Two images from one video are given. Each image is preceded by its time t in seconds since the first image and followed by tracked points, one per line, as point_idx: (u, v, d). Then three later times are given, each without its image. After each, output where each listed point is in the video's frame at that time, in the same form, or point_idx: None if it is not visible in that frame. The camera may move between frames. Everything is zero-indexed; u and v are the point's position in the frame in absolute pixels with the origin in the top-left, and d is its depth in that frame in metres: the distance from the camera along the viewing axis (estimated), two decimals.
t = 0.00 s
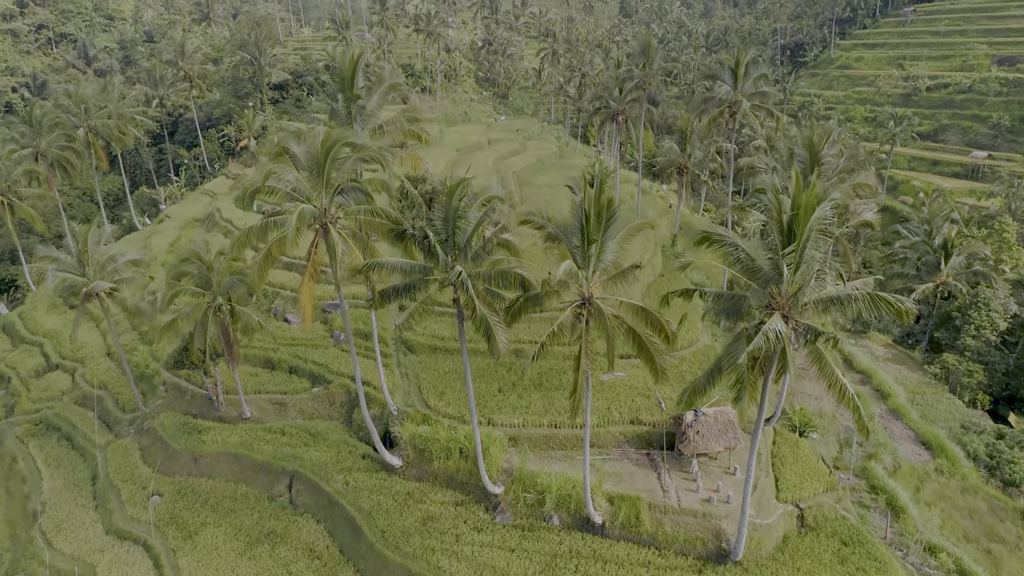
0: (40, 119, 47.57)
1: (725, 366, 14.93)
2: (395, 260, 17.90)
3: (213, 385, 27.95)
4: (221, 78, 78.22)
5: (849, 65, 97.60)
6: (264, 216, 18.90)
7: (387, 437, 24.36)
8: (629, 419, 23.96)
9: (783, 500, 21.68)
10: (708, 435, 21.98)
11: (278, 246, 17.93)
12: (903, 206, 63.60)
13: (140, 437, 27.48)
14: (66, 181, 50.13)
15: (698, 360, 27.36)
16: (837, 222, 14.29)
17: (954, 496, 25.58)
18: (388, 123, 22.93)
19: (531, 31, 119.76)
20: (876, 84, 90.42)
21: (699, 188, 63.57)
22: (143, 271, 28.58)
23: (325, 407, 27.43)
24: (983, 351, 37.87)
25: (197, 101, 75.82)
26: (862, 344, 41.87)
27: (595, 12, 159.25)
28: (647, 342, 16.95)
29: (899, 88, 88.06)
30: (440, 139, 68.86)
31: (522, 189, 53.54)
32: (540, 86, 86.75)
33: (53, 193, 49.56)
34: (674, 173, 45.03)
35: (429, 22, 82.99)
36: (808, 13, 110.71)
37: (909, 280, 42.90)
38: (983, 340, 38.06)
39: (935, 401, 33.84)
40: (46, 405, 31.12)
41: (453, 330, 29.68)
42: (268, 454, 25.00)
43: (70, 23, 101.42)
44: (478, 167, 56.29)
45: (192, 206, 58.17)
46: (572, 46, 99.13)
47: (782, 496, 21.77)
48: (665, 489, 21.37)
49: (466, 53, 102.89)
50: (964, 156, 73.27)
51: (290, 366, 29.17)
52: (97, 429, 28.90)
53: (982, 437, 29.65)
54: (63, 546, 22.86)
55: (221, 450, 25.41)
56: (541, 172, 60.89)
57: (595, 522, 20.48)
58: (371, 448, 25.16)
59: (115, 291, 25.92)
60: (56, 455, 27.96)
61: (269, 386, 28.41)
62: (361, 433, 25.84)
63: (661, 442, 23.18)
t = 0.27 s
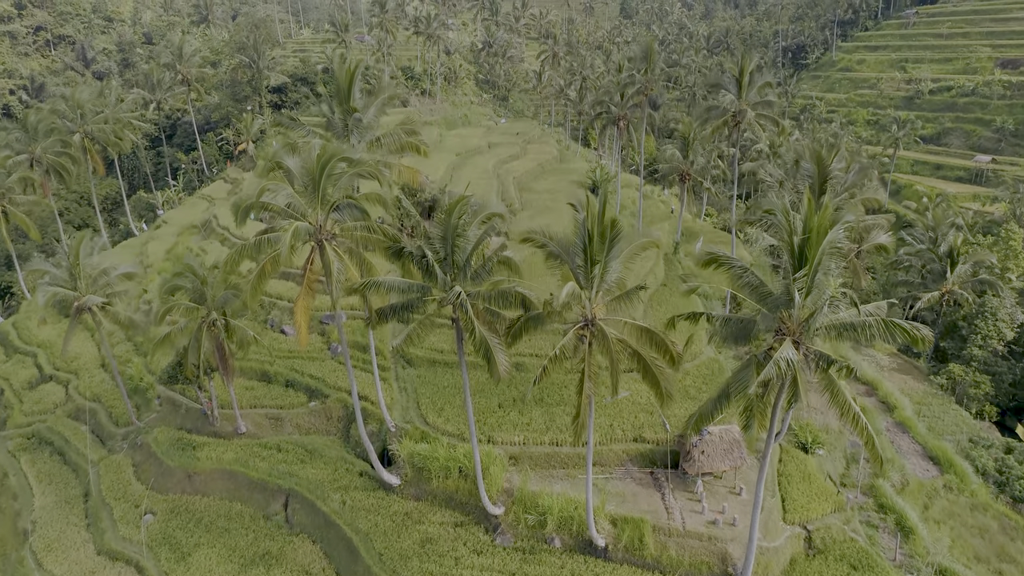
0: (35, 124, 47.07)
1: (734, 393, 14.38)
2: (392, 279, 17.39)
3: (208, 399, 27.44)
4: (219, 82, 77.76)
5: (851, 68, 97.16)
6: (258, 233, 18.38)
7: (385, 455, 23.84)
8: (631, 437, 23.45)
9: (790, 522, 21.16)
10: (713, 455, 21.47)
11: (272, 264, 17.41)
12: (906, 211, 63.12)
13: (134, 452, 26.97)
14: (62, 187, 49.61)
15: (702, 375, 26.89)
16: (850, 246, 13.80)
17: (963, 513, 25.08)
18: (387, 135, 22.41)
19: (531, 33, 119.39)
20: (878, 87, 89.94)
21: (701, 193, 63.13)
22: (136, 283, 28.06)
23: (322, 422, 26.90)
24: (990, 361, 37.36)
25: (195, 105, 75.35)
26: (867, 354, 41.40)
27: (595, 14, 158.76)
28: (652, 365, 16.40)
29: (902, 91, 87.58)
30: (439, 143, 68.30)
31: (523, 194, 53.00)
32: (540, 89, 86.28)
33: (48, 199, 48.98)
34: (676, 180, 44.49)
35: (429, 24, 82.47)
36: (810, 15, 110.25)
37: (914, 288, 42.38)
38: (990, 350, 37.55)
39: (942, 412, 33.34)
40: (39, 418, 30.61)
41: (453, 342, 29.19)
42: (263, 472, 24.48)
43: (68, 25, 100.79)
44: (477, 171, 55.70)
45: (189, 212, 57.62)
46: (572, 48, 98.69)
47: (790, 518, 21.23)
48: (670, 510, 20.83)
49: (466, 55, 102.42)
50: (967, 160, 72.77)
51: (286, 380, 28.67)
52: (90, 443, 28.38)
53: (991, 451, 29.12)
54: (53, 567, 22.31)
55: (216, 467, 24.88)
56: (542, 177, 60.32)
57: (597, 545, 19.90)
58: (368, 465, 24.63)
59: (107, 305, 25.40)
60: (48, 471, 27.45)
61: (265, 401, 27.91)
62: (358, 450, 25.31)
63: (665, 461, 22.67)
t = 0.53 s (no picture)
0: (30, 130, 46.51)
1: (744, 422, 13.84)
2: (389, 299, 16.86)
3: (202, 414, 26.97)
4: (217, 85, 77.23)
5: (853, 70, 96.74)
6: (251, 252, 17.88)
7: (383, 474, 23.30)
8: (635, 455, 22.92)
9: (798, 545, 20.63)
10: (719, 475, 20.93)
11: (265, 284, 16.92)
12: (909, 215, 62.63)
13: (126, 468, 26.46)
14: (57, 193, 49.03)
15: (706, 389, 26.40)
16: (863, 271, 13.32)
17: (973, 532, 24.55)
18: (383, 148, 21.87)
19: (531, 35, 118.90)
20: (881, 90, 89.46)
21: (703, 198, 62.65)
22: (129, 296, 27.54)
23: (319, 437, 26.41)
24: (997, 372, 36.86)
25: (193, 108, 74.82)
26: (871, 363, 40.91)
27: (596, 14, 158.20)
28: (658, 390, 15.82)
29: (904, 94, 87.11)
30: (439, 147, 67.77)
31: (523, 200, 52.48)
32: (541, 92, 85.79)
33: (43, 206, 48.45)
34: (678, 187, 44.03)
35: (428, 27, 82.03)
36: (811, 17, 109.74)
37: (920, 296, 41.86)
38: (997, 360, 37.02)
39: (949, 424, 32.84)
40: (31, 432, 30.09)
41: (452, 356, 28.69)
42: (258, 490, 23.96)
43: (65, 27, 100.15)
44: (477, 177, 55.15)
45: (187, 217, 57.14)
46: (572, 51, 98.19)
47: (797, 541, 20.70)
48: (674, 533, 20.31)
49: (466, 57, 101.89)
50: (971, 164, 72.28)
51: (283, 394, 28.17)
52: (83, 459, 27.90)
53: (1000, 466, 28.62)
54: None
55: (210, 485, 24.36)
56: (542, 182, 59.80)
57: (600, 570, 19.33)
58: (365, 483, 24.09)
59: (99, 319, 24.87)
60: (40, 487, 26.94)
61: (261, 416, 27.41)
62: (355, 467, 24.78)
63: (669, 481, 22.16)
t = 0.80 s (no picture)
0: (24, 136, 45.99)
1: (756, 456, 13.25)
2: (385, 323, 16.27)
3: (195, 431, 26.43)
4: (215, 89, 76.71)
5: (854, 73, 96.28)
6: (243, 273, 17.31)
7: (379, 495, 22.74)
8: (638, 476, 22.37)
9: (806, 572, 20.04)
10: (725, 499, 20.34)
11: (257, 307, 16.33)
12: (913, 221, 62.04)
13: (118, 487, 25.86)
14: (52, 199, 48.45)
15: (711, 405, 25.81)
16: (880, 299, 12.80)
17: (985, 553, 23.87)
18: (379, 163, 21.27)
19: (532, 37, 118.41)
20: (883, 93, 88.88)
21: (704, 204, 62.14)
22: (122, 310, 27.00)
23: (315, 455, 25.86)
24: (1005, 384, 36.21)
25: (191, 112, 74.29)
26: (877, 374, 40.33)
27: (597, 16, 157.55)
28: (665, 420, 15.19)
29: (907, 97, 86.55)
30: (438, 152, 67.19)
31: (523, 206, 51.90)
32: (541, 95, 85.29)
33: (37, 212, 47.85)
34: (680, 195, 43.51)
35: (428, 29, 81.50)
36: (813, 19, 109.17)
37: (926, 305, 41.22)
38: (1005, 371, 36.38)
39: (956, 439, 32.27)
40: (22, 448, 29.51)
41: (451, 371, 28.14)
42: (252, 510, 23.37)
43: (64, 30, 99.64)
44: (477, 182, 54.55)
45: (183, 223, 56.55)
46: (573, 53, 97.61)
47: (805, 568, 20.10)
48: (679, 560, 19.71)
49: (466, 60, 101.32)
50: (975, 169, 71.69)
51: (278, 410, 27.64)
52: (74, 476, 27.31)
53: (1010, 483, 28.01)
54: None
55: (203, 505, 23.77)
56: (543, 187, 59.22)
57: None
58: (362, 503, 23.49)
59: (91, 335, 24.32)
60: (30, 506, 26.37)
61: (256, 433, 26.86)
62: (352, 486, 24.21)
63: (673, 503, 21.57)
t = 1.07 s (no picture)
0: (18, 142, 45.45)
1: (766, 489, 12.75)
2: (381, 346, 15.73)
3: (189, 448, 25.90)
4: (213, 92, 76.31)
5: (856, 76, 95.82)
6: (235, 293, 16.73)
7: (377, 516, 22.21)
8: (641, 497, 21.85)
9: None
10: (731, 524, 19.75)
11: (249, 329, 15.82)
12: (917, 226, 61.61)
13: (110, 504, 25.27)
14: (46, 205, 47.86)
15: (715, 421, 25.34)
16: (897, 329, 12.31)
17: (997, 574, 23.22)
18: (375, 177, 20.76)
19: (531, 39, 117.94)
20: (886, 96, 88.34)
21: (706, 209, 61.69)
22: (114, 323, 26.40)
23: (311, 472, 25.32)
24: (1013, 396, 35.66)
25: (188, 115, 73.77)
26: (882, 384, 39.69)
27: (597, 17, 156.93)
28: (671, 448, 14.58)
29: (910, 100, 86.02)
30: (437, 156, 66.63)
31: (523, 212, 51.35)
32: (541, 98, 84.78)
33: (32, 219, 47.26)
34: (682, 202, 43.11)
35: (427, 32, 80.94)
36: (814, 21, 108.63)
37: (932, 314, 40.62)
38: (1012, 382, 35.82)
39: (964, 453, 31.67)
40: (13, 462, 28.96)
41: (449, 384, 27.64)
42: (246, 530, 22.80)
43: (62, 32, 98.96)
44: (477, 188, 53.98)
45: (180, 229, 55.99)
46: (573, 56, 97.09)
47: None
48: None
49: (466, 62, 100.77)
50: (979, 173, 71.08)
51: (274, 426, 27.12)
52: (66, 493, 26.74)
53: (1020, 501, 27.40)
54: None
55: (196, 525, 23.20)
56: (543, 192, 58.68)
57: None
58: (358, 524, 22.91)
59: (82, 350, 23.78)
60: (19, 523, 25.80)
61: (251, 449, 26.33)
62: (348, 506, 23.64)
63: (677, 525, 21.00)
